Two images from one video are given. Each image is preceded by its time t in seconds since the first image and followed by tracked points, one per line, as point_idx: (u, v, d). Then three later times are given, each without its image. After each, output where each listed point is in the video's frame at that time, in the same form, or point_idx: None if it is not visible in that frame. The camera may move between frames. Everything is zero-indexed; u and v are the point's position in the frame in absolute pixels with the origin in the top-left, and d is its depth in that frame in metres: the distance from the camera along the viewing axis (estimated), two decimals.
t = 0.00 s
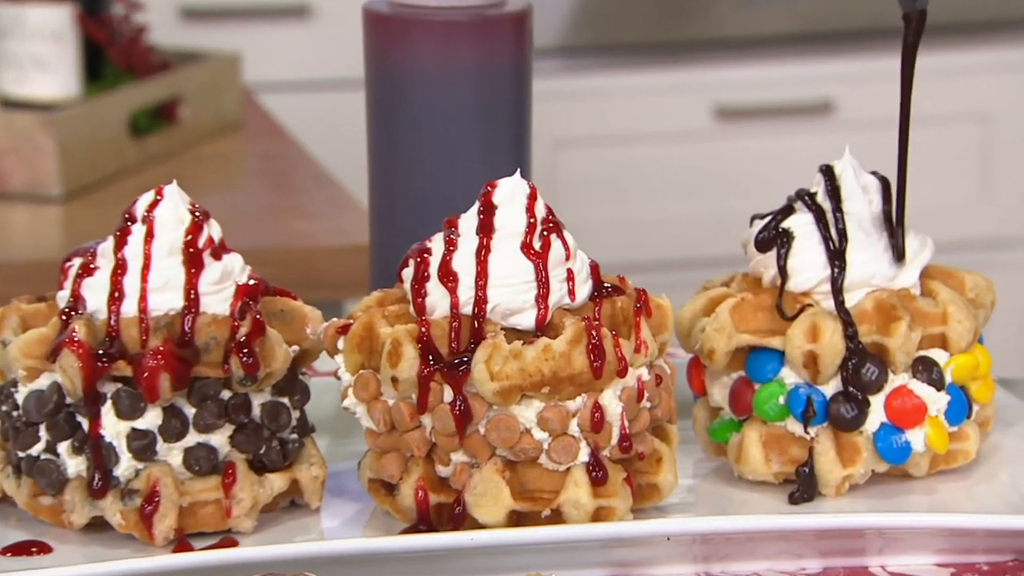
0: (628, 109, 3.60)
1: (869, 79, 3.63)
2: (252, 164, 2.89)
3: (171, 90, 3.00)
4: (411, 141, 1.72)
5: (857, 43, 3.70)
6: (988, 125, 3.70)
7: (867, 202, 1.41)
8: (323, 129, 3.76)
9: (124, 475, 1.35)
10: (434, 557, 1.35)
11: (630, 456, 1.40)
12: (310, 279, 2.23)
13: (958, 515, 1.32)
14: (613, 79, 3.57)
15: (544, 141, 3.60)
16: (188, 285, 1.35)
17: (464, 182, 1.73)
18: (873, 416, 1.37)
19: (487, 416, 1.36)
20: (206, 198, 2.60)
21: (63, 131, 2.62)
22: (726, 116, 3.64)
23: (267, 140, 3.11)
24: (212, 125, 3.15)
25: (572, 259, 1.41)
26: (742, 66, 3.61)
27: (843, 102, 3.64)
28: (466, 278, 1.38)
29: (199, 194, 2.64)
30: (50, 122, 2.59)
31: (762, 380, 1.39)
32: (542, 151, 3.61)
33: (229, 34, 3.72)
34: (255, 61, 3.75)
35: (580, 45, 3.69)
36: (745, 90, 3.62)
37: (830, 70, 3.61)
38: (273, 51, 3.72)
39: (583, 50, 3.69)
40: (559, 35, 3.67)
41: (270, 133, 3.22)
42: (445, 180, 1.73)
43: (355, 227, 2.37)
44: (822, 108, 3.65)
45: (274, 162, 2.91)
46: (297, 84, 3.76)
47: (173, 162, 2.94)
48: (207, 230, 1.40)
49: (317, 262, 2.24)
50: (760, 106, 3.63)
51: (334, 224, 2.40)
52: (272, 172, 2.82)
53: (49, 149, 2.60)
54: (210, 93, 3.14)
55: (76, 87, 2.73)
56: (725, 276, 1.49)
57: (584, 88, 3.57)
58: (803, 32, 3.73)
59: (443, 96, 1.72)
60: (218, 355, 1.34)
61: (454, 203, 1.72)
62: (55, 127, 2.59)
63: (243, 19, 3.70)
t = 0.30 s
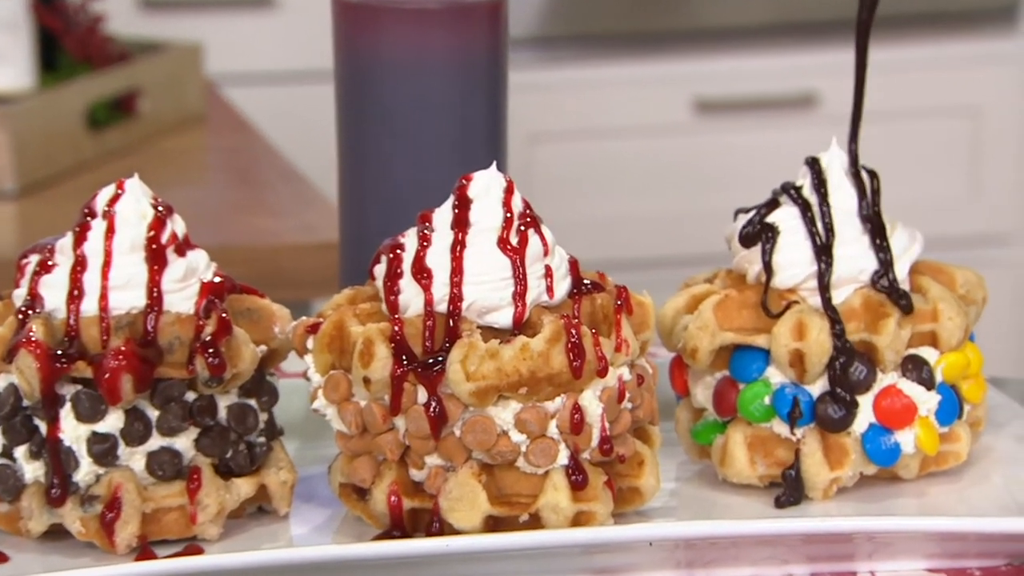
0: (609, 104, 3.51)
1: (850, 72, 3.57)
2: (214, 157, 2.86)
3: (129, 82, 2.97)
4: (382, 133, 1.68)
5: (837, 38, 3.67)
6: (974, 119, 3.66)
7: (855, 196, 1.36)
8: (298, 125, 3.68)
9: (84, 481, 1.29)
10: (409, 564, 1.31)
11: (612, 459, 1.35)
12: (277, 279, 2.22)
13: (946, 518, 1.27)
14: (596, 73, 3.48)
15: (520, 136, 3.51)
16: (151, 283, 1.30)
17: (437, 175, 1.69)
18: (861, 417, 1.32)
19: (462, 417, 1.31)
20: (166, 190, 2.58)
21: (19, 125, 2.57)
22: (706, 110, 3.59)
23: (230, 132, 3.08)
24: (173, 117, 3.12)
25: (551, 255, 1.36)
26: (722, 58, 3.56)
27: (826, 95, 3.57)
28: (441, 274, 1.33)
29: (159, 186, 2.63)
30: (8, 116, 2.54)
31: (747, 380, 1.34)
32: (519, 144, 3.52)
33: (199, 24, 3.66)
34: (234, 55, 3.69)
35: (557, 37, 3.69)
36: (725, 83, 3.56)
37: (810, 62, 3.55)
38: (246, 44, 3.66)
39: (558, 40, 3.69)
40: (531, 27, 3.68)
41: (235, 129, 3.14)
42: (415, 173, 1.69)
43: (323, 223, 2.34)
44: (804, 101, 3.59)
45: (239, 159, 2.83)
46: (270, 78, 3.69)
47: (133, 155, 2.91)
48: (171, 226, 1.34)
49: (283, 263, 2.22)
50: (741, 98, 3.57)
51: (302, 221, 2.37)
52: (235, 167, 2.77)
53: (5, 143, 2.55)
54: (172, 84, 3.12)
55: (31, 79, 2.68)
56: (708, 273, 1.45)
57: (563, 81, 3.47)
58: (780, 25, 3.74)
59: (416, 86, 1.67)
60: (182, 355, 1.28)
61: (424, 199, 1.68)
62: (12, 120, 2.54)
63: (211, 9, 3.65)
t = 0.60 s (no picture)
0: (587, 96, 3.44)
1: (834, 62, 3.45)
2: (174, 153, 2.89)
3: (85, 72, 2.96)
4: (349, 123, 1.63)
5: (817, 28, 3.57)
6: (955, 111, 3.61)
7: (839, 187, 1.32)
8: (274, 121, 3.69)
9: (38, 484, 1.23)
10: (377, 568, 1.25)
11: (588, 459, 1.30)
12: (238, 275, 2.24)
13: (934, 520, 1.23)
14: (571, 64, 3.42)
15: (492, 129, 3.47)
16: (108, 278, 1.24)
17: (405, 169, 1.64)
18: (845, 415, 1.28)
19: (433, 417, 1.26)
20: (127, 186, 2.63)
21: None
22: (685, 102, 3.49)
23: (190, 126, 3.14)
24: (129, 109, 3.15)
25: (525, 248, 1.32)
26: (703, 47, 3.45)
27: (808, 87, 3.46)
28: (411, 268, 1.28)
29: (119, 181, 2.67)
30: None
31: (728, 377, 1.30)
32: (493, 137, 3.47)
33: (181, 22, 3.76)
34: (207, 51, 3.76)
35: (528, 25, 3.52)
36: (702, 76, 3.46)
37: (795, 52, 3.44)
38: (231, 43, 3.74)
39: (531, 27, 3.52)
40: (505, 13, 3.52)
41: (195, 121, 3.20)
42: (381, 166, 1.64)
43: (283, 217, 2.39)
44: (785, 94, 3.49)
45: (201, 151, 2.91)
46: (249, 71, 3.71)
47: (89, 148, 2.91)
48: (128, 219, 1.29)
49: (246, 257, 2.23)
50: (719, 90, 3.48)
51: (260, 216, 2.41)
52: (193, 162, 2.82)
53: None
54: (129, 75, 3.15)
55: None
56: (687, 267, 1.40)
57: (535, 73, 3.42)
58: (769, 9, 3.54)
59: (383, 75, 1.62)
60: (141, 354, 1.24)
61: (390, 193, 1.64)
62: None
63: None
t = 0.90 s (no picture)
0: (558, 88, 3.31)
1: (809, 53, 3.34)
2: (128, 143, 2.85)
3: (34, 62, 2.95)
4: (310, 116, 1.59)
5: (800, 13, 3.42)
6: (943, 102, 3.45)
7: (816, 175, 1.28)
8: (231, 106, 3.50)
9: None
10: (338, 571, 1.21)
11: (558, 457, 1.26)
12: (196, 270, 2.16)
13: (914, 517, 1.19)
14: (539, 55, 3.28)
15: (460, 120, 3.31)
16: (58, 270, 1.19)
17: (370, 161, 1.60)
18: (823, 410, 1.24)
19: (397, 413, 1.22)
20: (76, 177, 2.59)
21: None
22: (656, 94, 3.36)
23: (147, 114, 3.09)
24: (83, 98, 3.10)
25: (492, 239, 1.27)
26: (675, 38, 3.34)
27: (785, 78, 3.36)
28: (374, 260, 1.24)
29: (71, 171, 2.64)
30: None
31: (702, 372, 1.26)
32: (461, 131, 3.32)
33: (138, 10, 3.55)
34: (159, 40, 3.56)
35: (495, 15, 3.41)
36: (675, 66, 3.34)
37: (767, 43, 3.34)
38: (193, 29, 3.52)
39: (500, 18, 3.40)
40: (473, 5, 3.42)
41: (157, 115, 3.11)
42: (348, 157, 1.60)
43: (245, 212, 2.32)
44: (759, 85, 3.38)
45: (159, 144, 2.83)
46: (207, 59, 3.52)
47: (39, 139, 2.89)
48: (80, 209, 1.24)
49: (208, 252, 2.16)
50: (693, 82, 3.37)
51: (222, 209, 2.35)
52: (150, 155, 2.75)
53: None
54: (81, 64, 3.10)
55: None
56: (660, 258, 1.36)
57: (505, 65, 3.28)
58: None
59: (344, 65, 1.57)
60: (93, 349, 1.18)
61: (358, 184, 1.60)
62: None
63: None
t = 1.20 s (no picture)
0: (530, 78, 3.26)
1: (790, 44, 3.28)
2: (83, 137, 2.94)
3: None
4: (272, 104, 1.55)
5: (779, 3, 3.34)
6: (924, 95, 3.39)
7: (794, 162, 1.24)
8: (198, 96, 3.44)
9: None
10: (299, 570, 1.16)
11: (529, 452, 1.23)
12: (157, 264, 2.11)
13: (895, 512, 1.15)
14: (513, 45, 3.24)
15: (426, 115, 3.28)
16: (10, 261, 1.13)
17: (336, 149, 1.56)
18: (802, 404, 1.20)
19: (364, 408, 1.18)
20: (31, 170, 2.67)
21: None
22: (630, 86, 3.30)
23: (100, 108, 3.17)
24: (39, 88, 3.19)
25: (461, 228, 1.23)
26: (650, 31, 3.29)
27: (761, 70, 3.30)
28: (339, 250, 1.20)
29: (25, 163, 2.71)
30: None
31: (678, 365, 1.22)
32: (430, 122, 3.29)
33: None
34: (120, 30, 3.51)
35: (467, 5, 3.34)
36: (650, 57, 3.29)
37: (744, 34, 3.28)
38: (150, 22, 3.48)
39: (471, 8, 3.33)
40: None
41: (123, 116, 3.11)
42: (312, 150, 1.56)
43: (205, 209, 2.31)
44: (735, 77, 3.32)
45: (114, 136, 2.90)
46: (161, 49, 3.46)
47: None
48: (32, 198, 1.18)
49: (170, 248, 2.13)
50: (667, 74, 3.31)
51: (185, 209, 2.33)
52: (106, 158, 2.74)
53: None
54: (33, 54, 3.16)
55: None
56: (634, 248, 1.32)
57: (474, 56, 3.25)
58: None
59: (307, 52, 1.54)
60: (47, 342, 1.14)
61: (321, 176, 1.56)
62: None
63: None
